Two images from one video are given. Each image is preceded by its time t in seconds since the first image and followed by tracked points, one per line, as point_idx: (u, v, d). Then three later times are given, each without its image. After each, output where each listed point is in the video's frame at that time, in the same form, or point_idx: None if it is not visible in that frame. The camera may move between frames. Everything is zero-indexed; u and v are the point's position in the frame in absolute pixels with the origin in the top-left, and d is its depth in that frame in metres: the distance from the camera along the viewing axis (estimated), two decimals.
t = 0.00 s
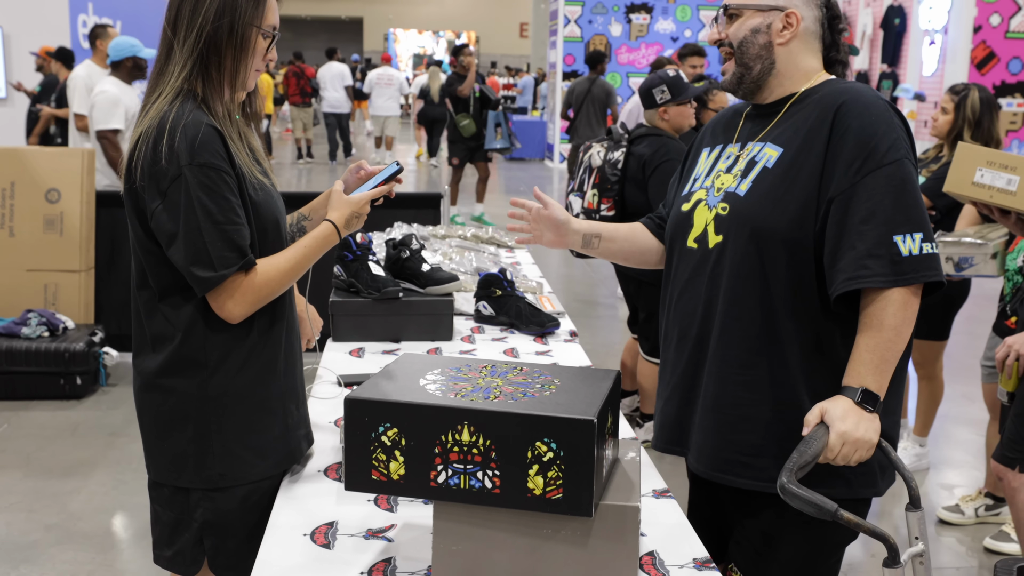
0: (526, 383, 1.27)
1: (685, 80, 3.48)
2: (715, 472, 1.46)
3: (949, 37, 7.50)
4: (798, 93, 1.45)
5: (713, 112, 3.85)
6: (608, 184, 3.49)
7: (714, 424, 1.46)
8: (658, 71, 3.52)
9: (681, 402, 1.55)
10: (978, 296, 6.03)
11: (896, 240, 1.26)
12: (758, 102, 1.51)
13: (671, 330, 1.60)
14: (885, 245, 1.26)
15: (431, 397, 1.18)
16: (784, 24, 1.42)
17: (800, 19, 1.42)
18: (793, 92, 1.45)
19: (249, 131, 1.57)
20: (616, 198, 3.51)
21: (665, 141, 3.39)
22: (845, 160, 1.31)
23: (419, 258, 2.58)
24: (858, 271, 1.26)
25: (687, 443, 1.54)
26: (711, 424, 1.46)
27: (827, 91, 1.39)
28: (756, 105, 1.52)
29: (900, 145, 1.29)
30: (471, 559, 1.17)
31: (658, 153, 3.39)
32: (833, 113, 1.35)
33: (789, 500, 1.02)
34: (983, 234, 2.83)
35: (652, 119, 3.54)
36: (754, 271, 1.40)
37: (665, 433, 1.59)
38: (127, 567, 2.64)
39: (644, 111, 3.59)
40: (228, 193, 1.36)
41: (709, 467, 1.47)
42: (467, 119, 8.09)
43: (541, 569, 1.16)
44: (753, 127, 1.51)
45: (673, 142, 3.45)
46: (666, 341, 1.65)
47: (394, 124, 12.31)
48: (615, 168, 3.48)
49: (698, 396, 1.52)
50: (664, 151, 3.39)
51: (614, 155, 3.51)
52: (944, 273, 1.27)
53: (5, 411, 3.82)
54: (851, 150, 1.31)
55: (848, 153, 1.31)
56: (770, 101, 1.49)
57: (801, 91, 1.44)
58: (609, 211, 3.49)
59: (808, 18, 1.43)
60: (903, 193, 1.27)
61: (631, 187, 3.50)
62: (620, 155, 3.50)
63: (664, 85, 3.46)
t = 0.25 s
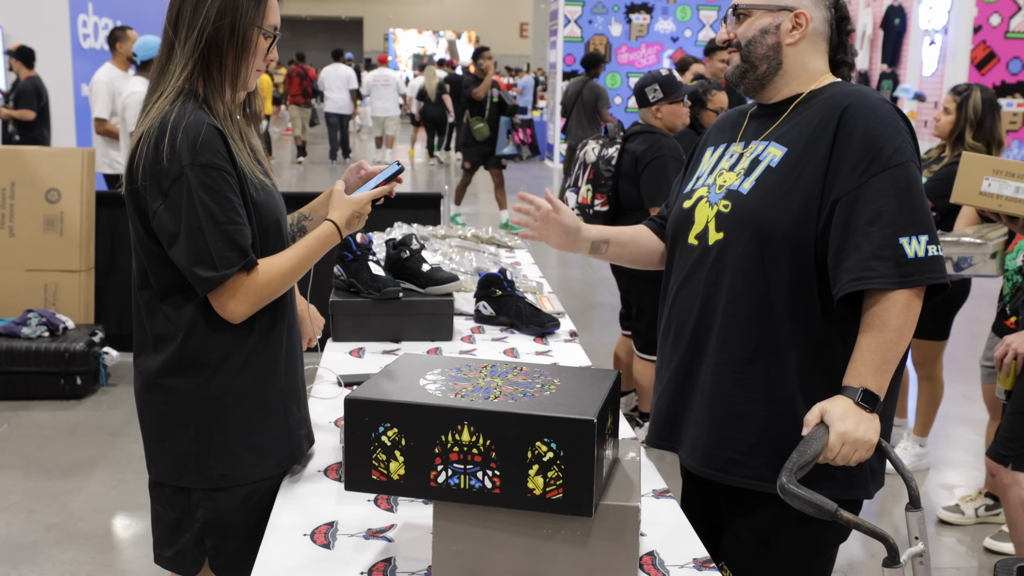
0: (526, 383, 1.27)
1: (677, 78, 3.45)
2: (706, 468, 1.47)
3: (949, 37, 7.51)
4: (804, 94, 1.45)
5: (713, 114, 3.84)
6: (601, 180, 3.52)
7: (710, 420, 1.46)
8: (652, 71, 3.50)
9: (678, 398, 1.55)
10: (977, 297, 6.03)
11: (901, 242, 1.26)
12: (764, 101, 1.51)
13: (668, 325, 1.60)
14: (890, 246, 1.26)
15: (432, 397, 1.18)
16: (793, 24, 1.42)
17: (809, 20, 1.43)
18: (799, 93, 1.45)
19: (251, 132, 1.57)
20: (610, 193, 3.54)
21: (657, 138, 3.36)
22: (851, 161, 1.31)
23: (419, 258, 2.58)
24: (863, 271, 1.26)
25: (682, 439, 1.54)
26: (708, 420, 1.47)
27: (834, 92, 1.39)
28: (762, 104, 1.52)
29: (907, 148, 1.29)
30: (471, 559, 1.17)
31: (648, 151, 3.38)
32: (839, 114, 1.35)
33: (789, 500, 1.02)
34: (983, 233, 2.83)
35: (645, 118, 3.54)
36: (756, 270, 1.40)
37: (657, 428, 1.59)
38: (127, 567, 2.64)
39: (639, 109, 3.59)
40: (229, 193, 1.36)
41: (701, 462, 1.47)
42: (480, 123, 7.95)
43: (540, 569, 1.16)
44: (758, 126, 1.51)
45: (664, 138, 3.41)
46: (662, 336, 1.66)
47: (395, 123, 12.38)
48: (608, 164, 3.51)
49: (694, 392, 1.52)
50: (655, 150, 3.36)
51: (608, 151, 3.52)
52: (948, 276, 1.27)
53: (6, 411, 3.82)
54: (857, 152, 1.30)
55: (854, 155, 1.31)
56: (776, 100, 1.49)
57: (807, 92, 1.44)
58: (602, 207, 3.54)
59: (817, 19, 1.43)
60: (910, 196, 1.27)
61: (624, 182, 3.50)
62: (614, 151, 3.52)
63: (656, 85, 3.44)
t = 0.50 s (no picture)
0: (526, 383, 1.27)
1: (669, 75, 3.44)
2: (703, 469, 1.47)
3: (949, 37, 7.51)
4: (800, 94, 1.44)
5: (713, 115, 3.83)
6: (595, 174, 3.63)
7: (707, 422, 1.46)
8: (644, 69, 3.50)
9: (677, 400, 1.55)
10: (977, 296, 6.04)
11: (902, 241, 1.26)
12: (761, 103, 1.51)
13: (667, 328, 1.60)
14: (891, 245, 1.26)
15: (432, 397, 1.18)
16: (785, 27, 1.43)
17: (801, 23, 1.43)
18: (795, 94, 1.45)
19: (252, 133, 1.57)
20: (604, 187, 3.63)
21: (650, 133, 3.34)
22: (849, 161, 1.31)
23: (419, 258, 2.58)
24: (863, 271, 1.26)
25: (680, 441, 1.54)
26: (704, 421, 1.47)
27: (830, 93, 1.39)
28: (758, 107, 1.52)
29: (903, 147, 1.29)
30: (471, 559, 1.17)
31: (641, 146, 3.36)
32: (835, 114, 1.35)
33: (789, 499, 1.02)
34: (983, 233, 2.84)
35: (639, 115, 3.54)
36: (753, 271, 1.40)
37: (658, 430, 1.59)
38: (127, 567, 2.64)
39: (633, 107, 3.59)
40: (230, 194, 1.36)
41: (697, 464, 1.47)
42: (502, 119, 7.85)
43: (540, 569, 1.16)
44: (754, 127, 1.51)
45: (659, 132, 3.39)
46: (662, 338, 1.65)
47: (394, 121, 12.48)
48: (602, 158, 3.60)
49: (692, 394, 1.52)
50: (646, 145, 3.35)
51: (603, 146, 3.61)
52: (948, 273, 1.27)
53: (5, 411, 3.82)
54: (854, 151, 1.30)
55: (851, 155, 1.31)
56: (772, 102, 1.49)
57: (803, 93, 1.44)
58: (594, 201, 3.63)
59: (810, 22, 1.43)
60: (908, 194, 1.27)
61: (618, 176, 3.49)
62: (608, 146, 3.61)
63: (647, 82, 3.45)
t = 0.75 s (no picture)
0: (526, 383, 1.27)
1: (661, 74, 3.46)
2: (714, 470, 1.46)
3: (949, 37, 7.51)
4: (793, 92, 1.44)
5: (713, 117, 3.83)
6: (589, 171, 3.57)
7: (712, 422, 1.46)
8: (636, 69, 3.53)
9: (683, 401, 1.55)
10: (977, 297, 6.03)
11: (889, 236, 1.26)
12: (755, 102, 1.50)
13: (672, 330, 1.60)
14: (878, 240, 1.26)
15: (432, 397, 1.18)
16: (778, 24, 1.43)
17: (794, 19, 1.43)
18: (789, 92, 1.45)
19: (250, 130, 1.57)
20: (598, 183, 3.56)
21: (643, 131, 3.36)
22: (837, 157, 1.31)
23: (419, 258, 2.58)
24: (850, 268, 1.27)
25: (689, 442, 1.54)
26: (710, 422, 1.46)
27: (821, 90, 1.39)
28: (753, 105, 1.51)
29: (893, 141, 1.29)
30: (471, 559, 1.18)
31: (634, 143, 3.38)
32: (826, 111, 1.35)
33: (789, 499, 1.02)
34: (982, 235, 2.81)
35: (632, 115, 3.54)
36: (750, 270, 1.40)
37: (667, 431, 1.59)
38: (128, 567, 2.64)
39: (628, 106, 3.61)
40: (230, 193, 1.36)
41: (709, 465, 1.47)
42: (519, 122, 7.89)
43: (541, 569, 1.16)
44: (749, 127, 1.51)
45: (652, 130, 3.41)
46: (666, 339, 1.65)
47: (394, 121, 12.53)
48: (596, 155, 3.56)
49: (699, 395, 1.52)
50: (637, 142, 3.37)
51: (597, 143, 3.58)
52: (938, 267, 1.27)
53: (5, 411, 3.82)
54: (842, 147, 1.31)
55: (840, 151, 1.31)
56: (767, 100, 1.48)
57: (796, 91, 1.44)
58: (588, 197, 3.56)
59: (802, 19, 1.44)
60: (896, 188, 1.27)
61: (611, 173, 3.51)
62: (603, 144, 3.58)
63: (640, 81, 3.47)
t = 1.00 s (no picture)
0: (526, 383, 1.27)
1: (659, 75, 3.44)
2: (723, 473, 1.46)
3: (949, 37, 7.51)
4: (793, 93, 1.44)
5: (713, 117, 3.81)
6: (586, 169, 3.57)
7: (720, 425, 1.46)
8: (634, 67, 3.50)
9: (691, 405, 1.55)
10: (977, 297, 6.03)
11: (891, 235, 1.26)
12: (754, 104, 1.50)
13: (676, 333, 1.59)
14: (880, 240, 1.26)
15: (431, 397, 1.18)
16: (774, 26, 1.43)
17: (789, 21, 1.43)
18: (788, 93, 1.45)
19: (250, 130, 1.57)
20: (594, 182, 3.57)
21: (638, 128, 3.37)
22: (839, 157, 1.31)
23: (419, 258, 2.58)
24: (853, 267, 1.27)
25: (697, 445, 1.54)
26: (717, 425, 1.46)
27: (821, 90, 1.39)
28: (751, 107, 1.51)
29: (894, 139, 1.29)
30: (470, 559, 1.18)
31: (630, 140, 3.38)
32: (827, 111, 1.35)
33: (790, 500, 1.02)
34: (981, 235, 2.80)
35: (629, 114, 3.54)
36: (755, 272, 1.40)
37: (675, 435, 1.58)
38: (127, 567, 2.64)
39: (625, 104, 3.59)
40: (230, 193, 1.36)
41: (716, 468, 1.46)
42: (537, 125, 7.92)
43: (541, 568, 1.16)
44: (749, 128, 1.51)
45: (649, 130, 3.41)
46: (670, 342, 1.65)
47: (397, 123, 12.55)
48: (593, 154, 3.56)
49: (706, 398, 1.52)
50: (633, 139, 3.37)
51: (593, 142, 3.59)
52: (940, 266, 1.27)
53: (5, 411, 3.82)
54: (844, 147, 1.31)
55: (841, 150, 1.31)
56: (765, 102, 1.48)
57: (795, 91, 1.44)
58: (585, 195, 3.58)
59: (798, 20, 1.43)
60: (898, 186, 1.27)
61: (608, 172, 3.51)
62: (598, 143, 3.58)
63: (637, 80, 3.45)
